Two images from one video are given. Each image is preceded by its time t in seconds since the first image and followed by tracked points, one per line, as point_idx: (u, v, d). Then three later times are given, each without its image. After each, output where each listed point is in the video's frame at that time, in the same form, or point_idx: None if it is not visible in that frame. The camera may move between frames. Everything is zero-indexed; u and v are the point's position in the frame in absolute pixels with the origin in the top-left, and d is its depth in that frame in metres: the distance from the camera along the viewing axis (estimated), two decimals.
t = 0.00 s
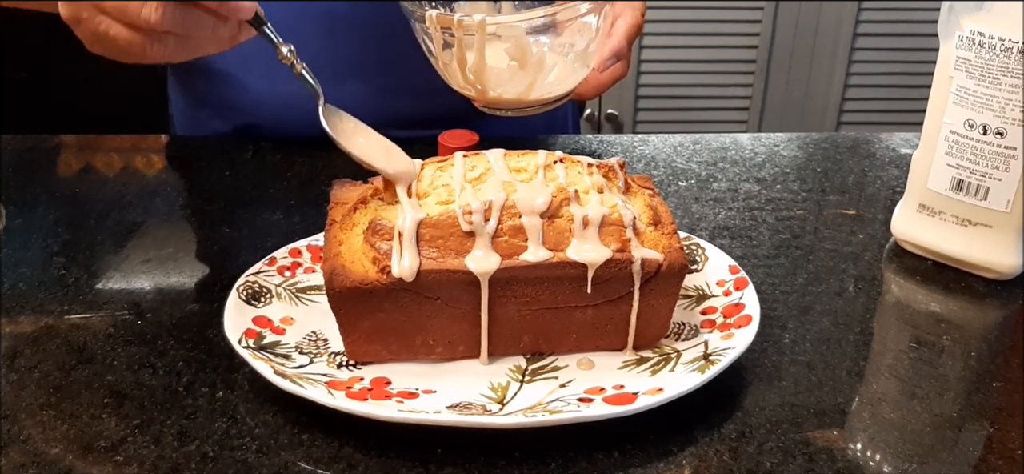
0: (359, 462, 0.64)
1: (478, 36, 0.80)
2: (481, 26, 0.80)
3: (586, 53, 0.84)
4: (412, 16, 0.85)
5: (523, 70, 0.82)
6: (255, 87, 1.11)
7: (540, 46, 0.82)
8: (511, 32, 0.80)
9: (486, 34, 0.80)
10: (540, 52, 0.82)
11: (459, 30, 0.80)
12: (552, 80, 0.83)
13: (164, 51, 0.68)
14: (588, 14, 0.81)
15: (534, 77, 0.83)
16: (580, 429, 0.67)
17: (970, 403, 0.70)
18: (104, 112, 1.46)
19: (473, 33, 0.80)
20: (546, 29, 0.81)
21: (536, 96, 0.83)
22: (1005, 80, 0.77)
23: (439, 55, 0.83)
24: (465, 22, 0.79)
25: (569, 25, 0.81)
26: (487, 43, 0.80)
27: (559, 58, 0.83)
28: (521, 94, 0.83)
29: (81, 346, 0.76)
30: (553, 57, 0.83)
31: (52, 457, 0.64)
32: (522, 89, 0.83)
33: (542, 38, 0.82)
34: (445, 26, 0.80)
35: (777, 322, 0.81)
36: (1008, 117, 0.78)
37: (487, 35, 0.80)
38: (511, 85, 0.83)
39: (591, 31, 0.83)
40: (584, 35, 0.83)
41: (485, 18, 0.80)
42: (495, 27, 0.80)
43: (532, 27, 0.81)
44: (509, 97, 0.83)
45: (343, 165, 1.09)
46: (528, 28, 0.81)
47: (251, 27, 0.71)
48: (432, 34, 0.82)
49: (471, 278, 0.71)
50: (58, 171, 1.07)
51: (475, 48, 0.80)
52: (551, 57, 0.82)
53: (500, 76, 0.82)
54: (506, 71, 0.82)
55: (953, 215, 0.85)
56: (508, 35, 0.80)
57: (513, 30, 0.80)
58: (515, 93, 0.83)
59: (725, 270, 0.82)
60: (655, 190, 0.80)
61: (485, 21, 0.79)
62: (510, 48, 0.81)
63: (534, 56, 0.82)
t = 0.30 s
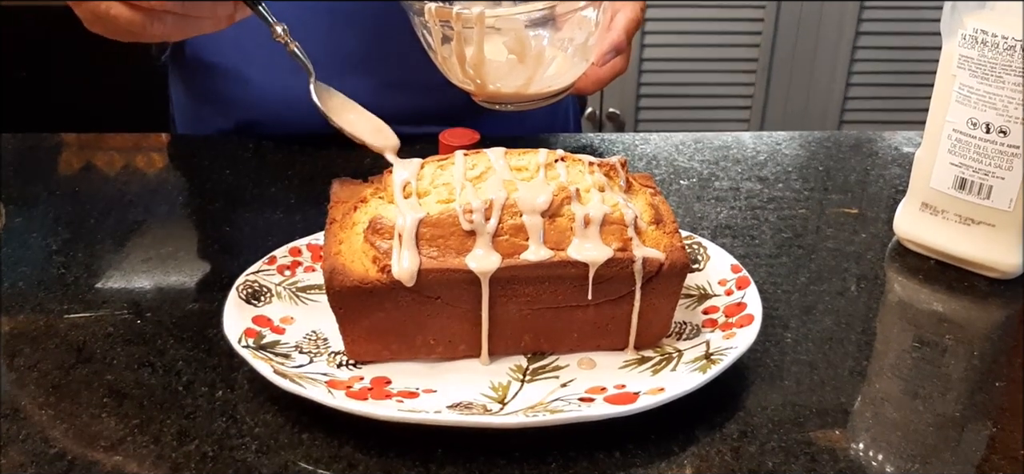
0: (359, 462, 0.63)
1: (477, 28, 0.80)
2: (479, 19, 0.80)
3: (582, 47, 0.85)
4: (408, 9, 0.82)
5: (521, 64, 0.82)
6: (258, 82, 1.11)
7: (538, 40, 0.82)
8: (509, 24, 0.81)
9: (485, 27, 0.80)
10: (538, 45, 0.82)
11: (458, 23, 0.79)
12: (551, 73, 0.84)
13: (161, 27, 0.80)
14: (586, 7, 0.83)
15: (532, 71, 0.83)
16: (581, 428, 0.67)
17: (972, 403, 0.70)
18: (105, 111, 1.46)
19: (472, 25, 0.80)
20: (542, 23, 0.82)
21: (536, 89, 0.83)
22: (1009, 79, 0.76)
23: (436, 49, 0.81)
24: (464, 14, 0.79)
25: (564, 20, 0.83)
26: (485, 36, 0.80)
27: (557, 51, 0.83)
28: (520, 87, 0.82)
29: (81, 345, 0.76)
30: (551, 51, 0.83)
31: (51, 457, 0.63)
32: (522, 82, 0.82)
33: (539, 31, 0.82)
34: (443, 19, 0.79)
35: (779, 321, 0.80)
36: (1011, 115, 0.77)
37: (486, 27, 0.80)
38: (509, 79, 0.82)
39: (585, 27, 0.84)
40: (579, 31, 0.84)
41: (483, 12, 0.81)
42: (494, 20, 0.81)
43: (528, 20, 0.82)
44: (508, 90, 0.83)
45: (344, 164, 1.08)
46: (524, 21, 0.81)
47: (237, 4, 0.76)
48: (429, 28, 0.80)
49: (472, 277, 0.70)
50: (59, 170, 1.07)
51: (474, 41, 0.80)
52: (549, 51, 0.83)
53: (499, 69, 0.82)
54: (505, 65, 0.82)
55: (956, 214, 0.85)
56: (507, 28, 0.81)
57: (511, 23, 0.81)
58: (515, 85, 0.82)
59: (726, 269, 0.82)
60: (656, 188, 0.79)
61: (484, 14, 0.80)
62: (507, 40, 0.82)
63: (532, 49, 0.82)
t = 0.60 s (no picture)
0: (360, 461, 0.63)
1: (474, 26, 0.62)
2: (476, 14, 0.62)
3: (583, 39, 0.69)
4: None
5: (518, 61, 0.68)
6: (260, 79, 1.10)
7: (538, 37, 0.67)
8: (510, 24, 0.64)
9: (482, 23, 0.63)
10: (538, 41, 0.67)
11: (454, 20, 0.62)
12: (550, 69, 0.69)
13: (164, 38, 0.80)
14: None
15: (529, 68, 0.69)
16: (581, 427, 0.67)
17: (974, 401, 0.70)
18: (105, 111, 1.46)
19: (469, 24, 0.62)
20: (548, 17, 0.65)
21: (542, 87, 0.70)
22: (1011, 77, 0.76)
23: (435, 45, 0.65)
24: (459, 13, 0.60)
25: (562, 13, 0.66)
26: (484, 32, 0.64)
27: (556, 47, 0.68)
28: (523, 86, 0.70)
29: (81, 344, 0.76)
30: (549, 48, 0.68)
31: (52, 455, 0.63)
32: (520, 79, 0.69)
33: (542, 26, 0.66)
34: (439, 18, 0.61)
35: (781, 320, 0.80)
36: (1013, 113, 0.77)
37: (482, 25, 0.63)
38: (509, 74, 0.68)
39: (585, 21, 0.67)
40: (581, 26, 0.68)
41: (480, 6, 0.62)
42: (490, 17, 0.63)
43: (526, 15, 0.64)
44: (505, 88, 0.69)
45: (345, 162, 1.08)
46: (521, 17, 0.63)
47: (240, 18, 0.78)
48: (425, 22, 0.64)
49: (472, 276, 0.70)
50: (60, 169, 1.07)
51: (473, 45, 0.64)
52: (548, 48, 0.68)
53: (496, 66, 0.67)
54: (501, 61, 0.67)
55: (958, 213, 0.84)
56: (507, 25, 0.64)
57: (512, 19, 0.64)
58: (512, 84, 0.69)
59: (727, 267, 0.82)
60: (657, 186, 0.79)
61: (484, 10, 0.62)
62: (504, 37, 0.65)
63: (530, 45, 0.67)
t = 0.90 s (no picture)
0: (361, 460, 0.63)
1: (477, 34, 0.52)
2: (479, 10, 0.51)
3: (589, 36, 0.57)
4: None
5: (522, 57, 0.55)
6: (261, 78, 1.10)
7: (543, 33, 0.54)
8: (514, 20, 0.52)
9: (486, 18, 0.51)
10: (542, 37, 0.55)
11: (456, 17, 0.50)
12: (554, 68, 0.56)
13: (166, 19, 0.71)
14: None
15: (532, 65, 0.55)
16: (583, 426, 0.66)
17: (977, 400, 0.69)
18: (103, 110, 1.46)
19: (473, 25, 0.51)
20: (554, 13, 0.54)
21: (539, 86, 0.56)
22: (1014, 74, 0.76)
23: (433, 42, 0.53)
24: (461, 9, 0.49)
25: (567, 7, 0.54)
26: (487, 30, 0.52)
27: (559, 44, 0.55)
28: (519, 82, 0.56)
29: (81, 342, 0.76)
30: (552, 47, 0.55)
31: (52, 454, 0.63)
32: (521, 76, 0.55)
33: (547, 22, 0.54)
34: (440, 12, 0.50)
35: (783, 319, 0.80)
36: (1017, 112, 0.77)
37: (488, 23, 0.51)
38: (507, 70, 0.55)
39: (592, 17, 0.55)
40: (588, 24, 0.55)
41: None
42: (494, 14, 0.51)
43: (531, 12, 0.53)
44: (508, 88, 0.55)
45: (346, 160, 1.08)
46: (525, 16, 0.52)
47: None
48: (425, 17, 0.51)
49: (473, 274, 0.70)
50: (62, 167, 1.07)
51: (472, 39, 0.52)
52: (551, 46, 0.55)
53: (498, 65, 0.54)
54: (503, 59, 0.54)
55: (961, 211, 0.84)
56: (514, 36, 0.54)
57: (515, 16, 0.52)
58: (516, 82, 0.55)
59: (729, 266, 0.81)
60: (659, 185, 0.79)
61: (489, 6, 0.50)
62: (507, 34, 0.53)
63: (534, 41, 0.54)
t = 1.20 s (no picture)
0: (365, 458, 0.63)
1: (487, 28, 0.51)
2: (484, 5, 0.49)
3: (595, 31, 0.56)
4: None
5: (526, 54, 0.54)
6: (264, 78, 1.10)
7: (549, 28, 0.54)
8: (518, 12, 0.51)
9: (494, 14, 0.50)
10: (548, 33, 0.54)
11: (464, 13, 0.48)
12: (559, 64, 0.56)
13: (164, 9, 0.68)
14: None
15: (537, 60, 0.55)
16: (586, 424, 0.66)
17: (982, 399, 0.69)
18: (102, 104, 1.46)
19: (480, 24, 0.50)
20: (562, 7, 0.53)
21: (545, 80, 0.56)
22: (1020, 72, 0.76)
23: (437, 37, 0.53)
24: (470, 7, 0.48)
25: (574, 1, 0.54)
26: (493, 25, 0.51)
27: (566, 40, 0.55)
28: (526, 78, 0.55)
29: (85, 340, 0.76)
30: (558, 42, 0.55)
31: (56, 452, 0.63)
32: (527, 72, 0.55)
33: (554, 16, 0.54)
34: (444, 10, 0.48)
35: (788, 317, 0.80)
36: None
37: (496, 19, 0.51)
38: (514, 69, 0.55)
39: (599, 12, 0.54)
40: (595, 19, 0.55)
41: None
42: (500, 10, 0.50)
43: (537, 6, 0.52)
44: (513, 83, 0.55)
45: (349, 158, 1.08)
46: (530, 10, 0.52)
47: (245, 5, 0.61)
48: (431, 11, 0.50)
49: (477, 273, 0.70)
50: (65, 165, 1.07)
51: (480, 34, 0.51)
52: (557, 41, 0.55)
53: (504, 61, 0.54)
54: (509, 54, 0.54)
55: (965, 210, 0.84)
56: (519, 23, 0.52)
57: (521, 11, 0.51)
58: (521, 78, 0.55)
59: (734, 265, 0.81)
60: (663, 183, 0.79)
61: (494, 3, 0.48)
62: (513, 29, 0.52)
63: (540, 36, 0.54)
